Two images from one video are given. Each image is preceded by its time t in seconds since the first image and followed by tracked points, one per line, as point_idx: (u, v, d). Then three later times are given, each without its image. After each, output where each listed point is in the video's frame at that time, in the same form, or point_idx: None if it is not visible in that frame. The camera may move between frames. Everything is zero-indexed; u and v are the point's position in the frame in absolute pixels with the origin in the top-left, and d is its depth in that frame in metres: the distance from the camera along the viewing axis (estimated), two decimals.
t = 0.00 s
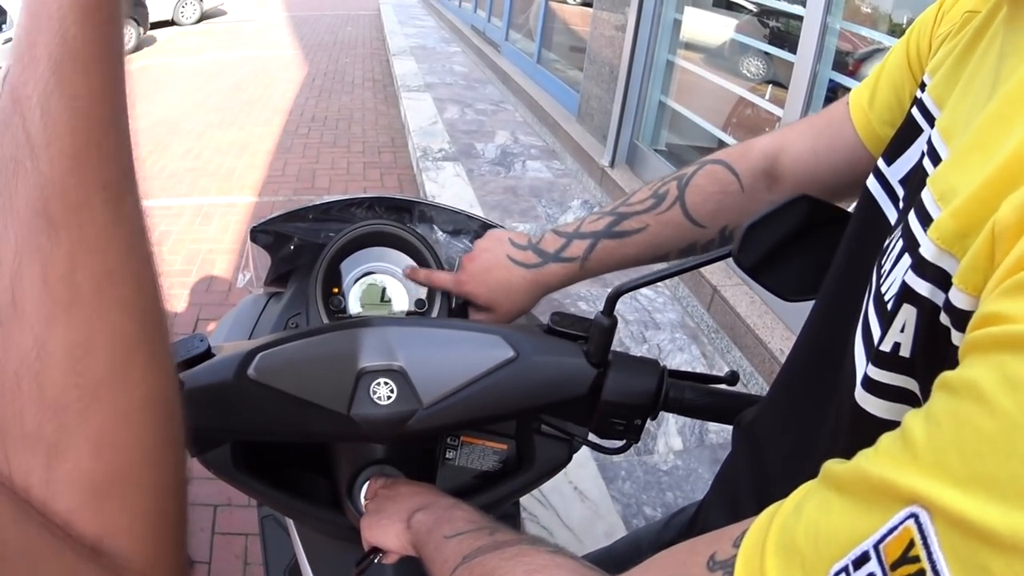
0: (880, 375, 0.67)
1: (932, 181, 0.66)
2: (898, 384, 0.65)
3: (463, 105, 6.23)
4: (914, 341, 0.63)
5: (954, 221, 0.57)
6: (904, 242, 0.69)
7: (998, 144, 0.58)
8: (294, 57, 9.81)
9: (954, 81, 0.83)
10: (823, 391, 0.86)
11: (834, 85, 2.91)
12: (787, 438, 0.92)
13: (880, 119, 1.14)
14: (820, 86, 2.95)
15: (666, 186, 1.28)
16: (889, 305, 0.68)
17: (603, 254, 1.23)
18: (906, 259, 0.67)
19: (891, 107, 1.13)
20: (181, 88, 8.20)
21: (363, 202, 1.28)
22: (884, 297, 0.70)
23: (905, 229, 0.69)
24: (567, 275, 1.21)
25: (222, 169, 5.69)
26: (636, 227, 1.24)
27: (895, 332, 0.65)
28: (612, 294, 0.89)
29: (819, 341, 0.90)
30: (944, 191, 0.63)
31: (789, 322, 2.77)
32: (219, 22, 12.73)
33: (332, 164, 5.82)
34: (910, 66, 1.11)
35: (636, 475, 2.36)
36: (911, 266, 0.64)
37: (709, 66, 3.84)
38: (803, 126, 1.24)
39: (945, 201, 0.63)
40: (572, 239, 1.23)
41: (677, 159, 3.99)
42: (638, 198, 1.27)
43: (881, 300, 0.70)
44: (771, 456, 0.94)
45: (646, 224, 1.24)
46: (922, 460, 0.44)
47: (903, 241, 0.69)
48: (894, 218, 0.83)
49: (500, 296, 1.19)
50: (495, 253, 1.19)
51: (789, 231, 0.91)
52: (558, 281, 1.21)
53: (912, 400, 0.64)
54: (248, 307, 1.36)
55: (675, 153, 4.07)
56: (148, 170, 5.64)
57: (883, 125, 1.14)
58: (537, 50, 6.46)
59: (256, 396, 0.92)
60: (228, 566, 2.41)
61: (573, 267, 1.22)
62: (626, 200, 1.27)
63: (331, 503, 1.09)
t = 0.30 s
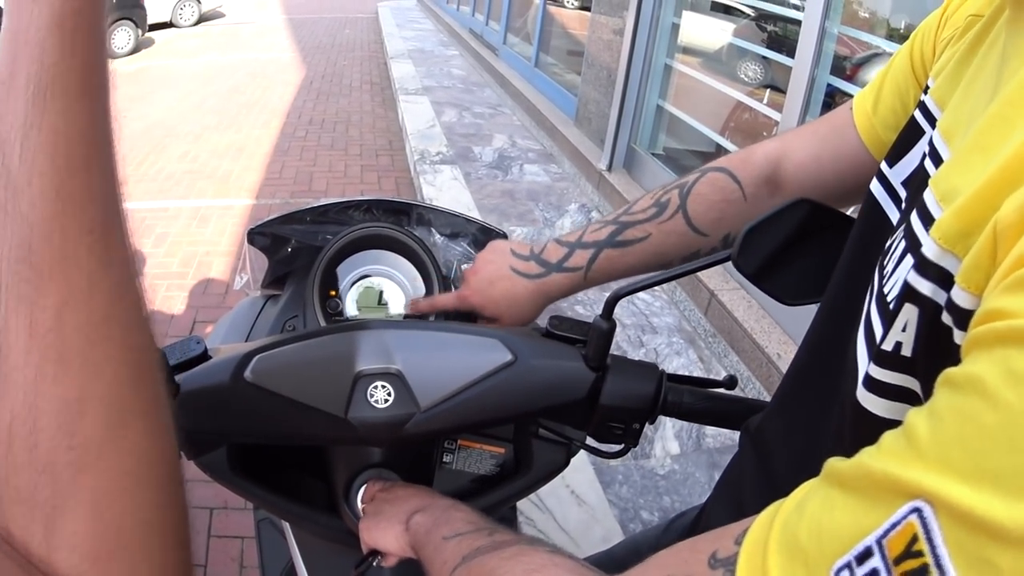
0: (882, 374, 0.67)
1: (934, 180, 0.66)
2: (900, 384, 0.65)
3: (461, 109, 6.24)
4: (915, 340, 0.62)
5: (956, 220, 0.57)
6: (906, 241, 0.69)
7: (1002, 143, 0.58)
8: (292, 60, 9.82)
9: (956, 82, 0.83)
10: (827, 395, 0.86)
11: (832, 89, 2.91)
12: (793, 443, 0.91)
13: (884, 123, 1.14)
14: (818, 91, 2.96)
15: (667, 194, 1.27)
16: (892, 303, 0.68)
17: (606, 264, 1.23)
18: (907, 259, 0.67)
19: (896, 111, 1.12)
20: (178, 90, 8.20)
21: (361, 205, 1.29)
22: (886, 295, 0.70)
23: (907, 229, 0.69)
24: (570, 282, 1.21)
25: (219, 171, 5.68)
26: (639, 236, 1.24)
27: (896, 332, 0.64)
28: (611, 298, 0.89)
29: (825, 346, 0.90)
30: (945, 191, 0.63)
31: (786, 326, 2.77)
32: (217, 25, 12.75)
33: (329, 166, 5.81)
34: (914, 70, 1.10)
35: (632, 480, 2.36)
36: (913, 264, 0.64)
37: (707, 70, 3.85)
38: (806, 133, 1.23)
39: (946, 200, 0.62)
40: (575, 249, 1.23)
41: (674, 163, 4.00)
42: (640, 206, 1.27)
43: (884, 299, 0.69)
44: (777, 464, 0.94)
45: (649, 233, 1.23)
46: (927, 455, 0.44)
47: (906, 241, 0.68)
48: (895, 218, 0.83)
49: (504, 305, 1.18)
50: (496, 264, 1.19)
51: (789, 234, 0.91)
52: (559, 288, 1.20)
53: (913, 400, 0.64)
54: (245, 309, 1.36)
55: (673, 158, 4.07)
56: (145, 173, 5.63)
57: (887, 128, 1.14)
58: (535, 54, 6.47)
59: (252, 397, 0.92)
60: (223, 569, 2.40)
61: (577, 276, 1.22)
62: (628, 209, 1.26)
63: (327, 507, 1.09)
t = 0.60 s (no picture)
0: (902, 392, 0.59)
1: (948, 189, 0.64)
2: (919, 401, 0.57)
3: (458, 111, 6.24)
4: (935, 360, 0.57)
5: (982, 241, 0.53)
6: (917, 250, 0.65)
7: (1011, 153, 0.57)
8: (289, 62, 9.83)
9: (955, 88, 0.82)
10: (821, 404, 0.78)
11: (829, 90, 2.92)
12: (775, 457, 0.82)
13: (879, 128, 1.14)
14: (815, 92, 2.97)
15: (668, 179, 1.26)
16: (910, 328, 0.61)
17: (602, 245, 1.19)
18: (923, 269, 0.62)
19: (892, 116, 1.13)
20: (176, 93, 8.22)
21: (359, 208, 1.29)
22: (900, 307, 0.64)
23: (919, 237, 0.65)
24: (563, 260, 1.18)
25: (216, 174, 5.68)
26: (637, 217, 1.21)
27: (918, 349, 0.58)
28: (610, 301, 0.89)
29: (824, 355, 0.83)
30: (961, 200, 0.61)
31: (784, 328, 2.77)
32: (215, 27, 12.78)
33: (326, 169, 5.81)
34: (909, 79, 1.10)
35: (631, 482, 2.36)
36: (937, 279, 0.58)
37: (704, 72, 3.85)
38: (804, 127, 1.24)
39: (962, 209, 0.61)
40: (571, 229, 1.20)
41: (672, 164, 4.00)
42: (640, 191, 1.25)
43: (900, 313, 0.64)
44: (752, 478, 0.85)
45: (647, 215, 1.21)
46: (979, 540, 0.46)
47: (919, 249, 0.64)
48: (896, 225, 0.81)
49: (495, 288, 1.17)
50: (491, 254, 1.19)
51: (788, 239, 0.91)
52: (555, 267, 1.17)
53: (934, 421, 0.56)
54: (242, 313, 1.35)
55: (670, 159, 4.07)
56: (142, 175, 5.64)
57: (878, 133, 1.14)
58: (532, 56, 6.48)
59: (249, 400, 0.92)
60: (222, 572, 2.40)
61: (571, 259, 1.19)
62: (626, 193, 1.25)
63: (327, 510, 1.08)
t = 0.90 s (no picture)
0: (930, 405, 0.60)
1: (972, 192, 0.62)
2: (943, 419, 0.58)
3: (457, 112, 6.24)
4: (967, 385, 0.56)
5: None
6: (936, 248, 0.64)
7: None
8: (288, 63, 9.83)
9: (963, 76, 0.74)
10: (811, 388, 0.77)
11: (828, 90, 2.92)
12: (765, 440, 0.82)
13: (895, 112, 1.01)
14: (814, 93, 2.97)
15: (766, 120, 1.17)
16: (934, 348, 0.60)
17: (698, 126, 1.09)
18: (940, 266, 0.63)
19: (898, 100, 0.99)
20: (175, 93, 8.22)
21: (359, 208, 1.31)
22: (918, 310, 0.63)
23: (938, 234, 0.64)
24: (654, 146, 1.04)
25: (215, 174, 5.68)
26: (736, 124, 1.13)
27: (952, 367, 0.58)
28: (611, 299, 0.89)
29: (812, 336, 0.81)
30: (985, 201, 0.60)
31: (784, 328, 2.78)
32: (214, 28, 12.79)
33: (325, 169, 5.81)
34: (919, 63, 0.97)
35: (631, 482, 2.36)
36: (978, 306, 0.56)
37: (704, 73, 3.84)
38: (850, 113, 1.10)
39: (989, 216, 0.59)
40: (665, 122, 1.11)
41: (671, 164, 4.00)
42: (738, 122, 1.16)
43: (915, 313, 0.63)
44: (742, 457, 0.85)
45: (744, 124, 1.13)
46: None
47: (937, 246, 0.64)
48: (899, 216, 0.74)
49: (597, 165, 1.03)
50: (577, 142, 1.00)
51: (787, 235, 0.91)
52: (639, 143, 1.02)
53: (953, 440, 0.58)
54: (242, 313, 1.35)
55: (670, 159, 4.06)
56: (141, 176, 5.64)
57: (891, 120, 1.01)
58: (531, 56, 6.48)
59: (249, 400, 0.92)
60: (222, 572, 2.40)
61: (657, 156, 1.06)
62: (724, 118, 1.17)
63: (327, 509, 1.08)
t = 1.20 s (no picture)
0: (939, 424, 0.59)
1: (986, 203, 0.60)
2: (954, 442, 0.58)
3: (456, 112, 6.24)
4: (982, 409, 0.56)
5: None
6: (949, 262, 0.62)
7: None
8: (287, 63, 9.84)
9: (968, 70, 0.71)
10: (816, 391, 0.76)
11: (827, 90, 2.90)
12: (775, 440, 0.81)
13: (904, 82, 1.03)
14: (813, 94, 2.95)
15: None
16: (945, 366, 0.59)
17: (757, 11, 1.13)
18: (953, 281, 0.61)
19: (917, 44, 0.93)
20: (174, 94, 8.23)
21: (356, 208, 1.31)
22: (929, 325, 0.62)
23: (949, 245, 0.62)
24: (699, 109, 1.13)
25: (214, 175, 5.68)
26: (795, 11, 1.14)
27: (965, 389, 0.57)
28: (610, 300, 0.88)
29: (825, 335, 0.80)
30: (999, 213, 0.58)
31: (784, 327, 2.77)
32: (213, 29, 12.80)
33: (324, 170, 5.81)
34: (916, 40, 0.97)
35: (630, 482, 2.36)
36: (996, 331, 0.55)
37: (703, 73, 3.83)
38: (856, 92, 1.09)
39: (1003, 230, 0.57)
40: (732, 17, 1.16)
41: (671, 164, 4.00)
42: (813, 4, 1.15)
43: (926, 328, 0.62)
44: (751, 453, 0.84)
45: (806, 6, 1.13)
46: None
47: (951, 259, 0.62)
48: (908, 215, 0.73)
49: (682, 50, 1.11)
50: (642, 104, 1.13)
51: (786, 234, 0.91)
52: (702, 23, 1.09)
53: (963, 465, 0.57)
54: (240, 314, 1.35)
55: (668, 158, 4.06)
56: (141, 177, 5.64)
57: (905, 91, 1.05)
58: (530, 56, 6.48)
59: (246, 400, 0.91)
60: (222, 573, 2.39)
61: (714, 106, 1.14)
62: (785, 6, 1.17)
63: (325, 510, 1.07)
